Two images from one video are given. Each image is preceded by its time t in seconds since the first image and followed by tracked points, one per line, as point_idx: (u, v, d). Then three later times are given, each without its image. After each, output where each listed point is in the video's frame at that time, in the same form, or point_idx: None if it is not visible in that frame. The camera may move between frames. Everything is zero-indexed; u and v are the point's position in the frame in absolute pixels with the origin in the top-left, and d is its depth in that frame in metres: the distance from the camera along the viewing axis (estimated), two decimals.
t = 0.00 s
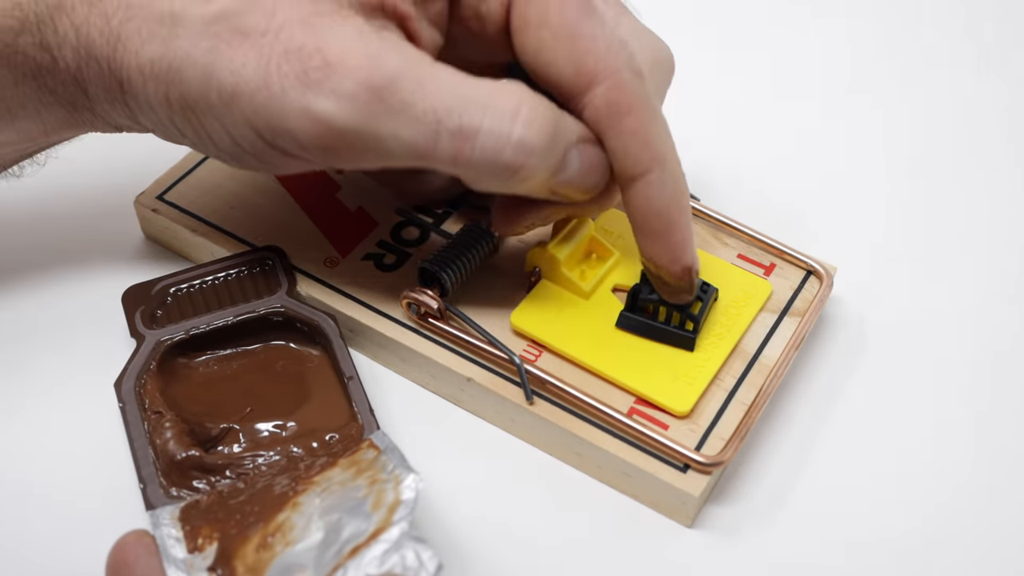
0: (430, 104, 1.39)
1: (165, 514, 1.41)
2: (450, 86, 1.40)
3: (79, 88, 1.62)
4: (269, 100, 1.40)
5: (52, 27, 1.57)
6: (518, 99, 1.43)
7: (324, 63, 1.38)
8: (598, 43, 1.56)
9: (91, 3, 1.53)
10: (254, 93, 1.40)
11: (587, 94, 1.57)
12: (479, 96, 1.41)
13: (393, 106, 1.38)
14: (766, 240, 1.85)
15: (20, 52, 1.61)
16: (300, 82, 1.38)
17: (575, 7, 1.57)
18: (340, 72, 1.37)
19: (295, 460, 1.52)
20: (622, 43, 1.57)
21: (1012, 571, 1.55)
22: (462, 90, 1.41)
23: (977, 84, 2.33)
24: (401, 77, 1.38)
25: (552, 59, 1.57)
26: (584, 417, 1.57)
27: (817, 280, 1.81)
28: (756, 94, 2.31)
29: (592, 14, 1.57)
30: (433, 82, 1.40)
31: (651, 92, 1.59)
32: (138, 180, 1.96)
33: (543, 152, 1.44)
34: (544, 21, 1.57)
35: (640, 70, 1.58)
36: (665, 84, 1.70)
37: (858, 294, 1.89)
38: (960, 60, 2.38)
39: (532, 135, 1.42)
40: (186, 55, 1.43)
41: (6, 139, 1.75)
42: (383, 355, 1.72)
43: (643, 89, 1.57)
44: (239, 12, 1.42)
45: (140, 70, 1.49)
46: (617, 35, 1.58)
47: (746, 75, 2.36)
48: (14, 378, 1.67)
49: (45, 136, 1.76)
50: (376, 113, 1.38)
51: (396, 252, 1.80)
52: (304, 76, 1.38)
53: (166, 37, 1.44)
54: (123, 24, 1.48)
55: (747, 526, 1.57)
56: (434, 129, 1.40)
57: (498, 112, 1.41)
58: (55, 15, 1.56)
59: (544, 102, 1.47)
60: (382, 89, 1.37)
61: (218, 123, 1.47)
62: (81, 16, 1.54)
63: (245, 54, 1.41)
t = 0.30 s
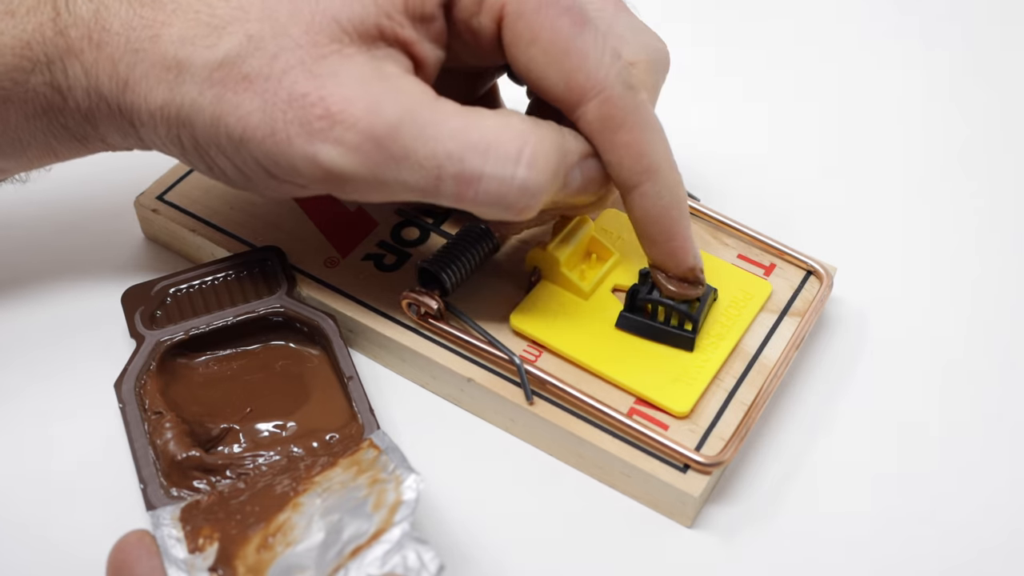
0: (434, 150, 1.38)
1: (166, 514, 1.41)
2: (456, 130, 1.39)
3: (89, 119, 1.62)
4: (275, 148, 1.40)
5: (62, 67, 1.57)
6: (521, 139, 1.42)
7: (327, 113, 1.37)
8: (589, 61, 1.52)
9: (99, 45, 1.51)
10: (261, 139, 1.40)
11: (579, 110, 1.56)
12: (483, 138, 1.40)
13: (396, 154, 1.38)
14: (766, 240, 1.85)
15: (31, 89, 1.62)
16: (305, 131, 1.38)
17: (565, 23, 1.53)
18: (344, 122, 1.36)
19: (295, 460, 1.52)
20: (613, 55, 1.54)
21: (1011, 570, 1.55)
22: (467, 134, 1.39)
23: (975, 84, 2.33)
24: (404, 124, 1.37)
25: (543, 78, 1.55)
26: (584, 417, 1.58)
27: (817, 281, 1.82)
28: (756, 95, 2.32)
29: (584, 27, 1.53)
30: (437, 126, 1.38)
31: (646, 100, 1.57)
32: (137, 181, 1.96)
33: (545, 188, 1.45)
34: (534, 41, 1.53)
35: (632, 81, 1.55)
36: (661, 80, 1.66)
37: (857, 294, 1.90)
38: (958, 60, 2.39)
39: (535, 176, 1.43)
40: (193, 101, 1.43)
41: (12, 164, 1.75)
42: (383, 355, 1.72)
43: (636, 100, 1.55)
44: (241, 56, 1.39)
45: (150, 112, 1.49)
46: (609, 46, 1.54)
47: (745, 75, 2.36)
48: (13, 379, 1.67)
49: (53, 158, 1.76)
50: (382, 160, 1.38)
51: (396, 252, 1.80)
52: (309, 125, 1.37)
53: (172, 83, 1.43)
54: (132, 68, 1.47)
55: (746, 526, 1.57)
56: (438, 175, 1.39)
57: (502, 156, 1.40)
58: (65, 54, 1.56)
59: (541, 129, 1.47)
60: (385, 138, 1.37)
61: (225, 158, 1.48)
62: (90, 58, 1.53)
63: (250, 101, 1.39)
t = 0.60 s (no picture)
0: (421, 186, 1.38)
1: (166, 514, 1.40)
2: (443, 165, 1.38)
3: (88, 139, 1.61)
4: (267, 178, 1.41)
5: (58, 94, 1.55)
6: (509, 169, 1.42)
7: (314, 149, 1.36)
8: (567, 81, 1.48)
9: (92, 74, 1.47)
10: (252, 168, 1.41)
11: (561, 131, 1.51)
12: (470, 171, 1.39)
13: (383, 188, 1.38)
14: (766, 240, 1.85)
15: (25, 110, 1.60)
16: (293, 165, 1.38)
17: (541, 42, 1.48)
18: (331, 159, 1.36)
19: (295, 460, 1.52)
20: (593, 70, 1.49)
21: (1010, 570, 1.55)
22: (454, 168, 1.39)
23: (973, 84, 2.34)
24: (392, 159, 1.37)
25: (523, 95, 1.51)
26: (584, 416, 1.58)
27: (817, 281, 1.82)
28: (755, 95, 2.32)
29: (563, 46, 1.48)
30: (424, 162, 1.38)
31: (631, 112, 1.51)
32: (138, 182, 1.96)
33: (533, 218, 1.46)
34: (513, 58, 1.49)
35: (615, 96, 1.50)
36: (657, 74, 1.60)
37: (857, 295, 1.90)
38: (955, 60, 2.39)
39: (521, 208, 1.43)
40: (185, 131, 1.42)
41: (12, 180, 1.74)
42: (382, 355, 1.72)
43: (619, 114, 1.50)
44: (228, 90, 1.37)
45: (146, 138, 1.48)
46: (591, 59, 1.49)
47: (743, 75, 2.36)
48: (14, 380, 1.67)
49: (47, 172, 1.74)
50: (370, 194, 1.39)
51: (396, 252, 1.80)
52: (298, 163, 1.38)
53: (164, 114, 1.42)
54: (125, 99, 1.45)
55: (745, 526, 1.57)
56: (425, 207, 1.41)
57: (489, 188, 1.40)
58: (60, 82, 1.53)
59: (529, 155, 1.45)
60: (373, 173, 1.37)
61: (219, 180, 1.48)
62: (84, 87, 1.50)
63: (238, 135, 1.39)
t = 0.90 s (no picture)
0: (395, 234, 1.40)
1: (166, 514, 1.41)
2: (418, 215, 1.39)
3: (76, 165, 1.63)
4: (244, 215, 1.43)
5: (46, 128, 1.58)
6: (483, 218, 1.42)
7: (289, 199, 1.37)
8: (525, 118, 1.41)
9: (77, 111, 1.49)
10: (231, 208, 1.43)
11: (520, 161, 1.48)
12: (446, 220, 1.40)
13: (357, 235, 1.40)
14: (767, 240, 1.85)
15: (15, 144, 1.64)
16: (267, 210, 1.39)
17: (500, 78, 1.40)
18: (305, 210, 1.38)
19: (295, 461, 1.52)
20: (554, 103, 1.42)
21: (1011, 569, 1.55)
22: (430, 215, 1.39)
23: (972, 82, 2.34)
24: (367, 210, 1.38)
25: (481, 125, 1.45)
26: (584, 416, 1.58)
27: (817, 281, 1.82)
28: (753, 95, 2.32)
29: (523, 82, 1.40)
30: (399, 211, 1.38)
31: (591, 145, 1.46)
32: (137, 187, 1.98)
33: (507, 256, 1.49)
34: (471, 93, 1.42)
35: (575, 130, 1.44)
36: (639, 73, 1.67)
37: (857, 295, 1.90)
38: (952, 59, 2.39)
39: (495, 253, 1.46)
40: (167, 171, 1.44)
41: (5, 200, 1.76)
42: (381, 354, 1.72)
43: (577, 150, 1.45)
44: (205, 131, 1.37)
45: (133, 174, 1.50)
46: (553, 91, 1.42)
47: (741, 76, 2.37)
48: (15, 380, 1.68)
49: (30, 188, 1.74)
50: (346, 239, 1.41)
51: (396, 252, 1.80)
52: (271, 207, 1.39)
53: (146, 154, 1.43)
54: (110, 137, 1.46)
55: (745, 525, 1.57)
56: (399, 250, 1.43)
57: (463, 238, 1.42)
58: (48, 117, 1.56)
59: (499, 196, 1.45)
60: (347, 224, 1.39)
61: (202, 213, 1.50)
62: (71, 124, 1.52)
63: (215, 176, 1.40)
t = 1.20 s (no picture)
0: (399, 233, 1.39)
1: (166, 514, 1.41)
2: (420, 213, 1.38)
3: (73, 166, 1.63)
4: (246, 221, 1.44)
5: (44, 131, 1.59)
6: (486, 215, 1.41)
7: (291, 203, 1.38)
8: (526, 131, 1.41)
9: (75, 114, 1.50)
10: (233, 213, 1.44)
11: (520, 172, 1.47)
12: (448, 219, 1.39)
13: (361, 237, 1.40)
14: (767, 240, 1.85)
15: (13, 146, 1.64)
16: (271, 215, 1.40)
17: (502, 91, 1.39)
18: (307, 213, 1.38)
19: (296, 461, 1.52)
20: (554, 115, 1.41)
21: (1011, 569, 1.55)
22: (432, 214, 1.39)
23: (970, 81, 2.34)
24: (369, 211, 1.37)
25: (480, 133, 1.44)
26: (584, 417, 1.58)
27: (817, 281, 1.82)
28: (754, 95, 2.32)
29: (524, 94, 1.39)
30: (401, 211, 1.37)
31: (593, 157, 1.44)
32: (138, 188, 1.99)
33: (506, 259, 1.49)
34: (471, 107, 1.42)
35: (575, 142, 1.43)
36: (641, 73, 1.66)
37: (857, 295, 1.90)
38: (953, 59, 2.39)
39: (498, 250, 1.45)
40: (166, 176, 1.45)
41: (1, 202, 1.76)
42: (381, 354, 1.72)
43: (579, 161, 1.43)
44: (207, 138, 1.38)
45: (133, 177, 1.51)
46: (553, 104, 1.42)
47: (741, 75, 2.37)
48: (15, 379, 1.68)
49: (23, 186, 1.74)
50: (352, 241, 1.40)
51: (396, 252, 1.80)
52: (274, 211, 1.40)
53: (145, 159, 1.45)
54: (108, 141, 1.48)
55: (745, 525, 1.57)
56: (403, 250, 1.42)
57: (465, 236, 1.41)
58: (45, 120, 1.57)
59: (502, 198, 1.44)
60: (350, 226, 1.38)
61: (202, 216, 1.51)
62: (70, 128, 1.53)
63: (218, 181, 1.41)
